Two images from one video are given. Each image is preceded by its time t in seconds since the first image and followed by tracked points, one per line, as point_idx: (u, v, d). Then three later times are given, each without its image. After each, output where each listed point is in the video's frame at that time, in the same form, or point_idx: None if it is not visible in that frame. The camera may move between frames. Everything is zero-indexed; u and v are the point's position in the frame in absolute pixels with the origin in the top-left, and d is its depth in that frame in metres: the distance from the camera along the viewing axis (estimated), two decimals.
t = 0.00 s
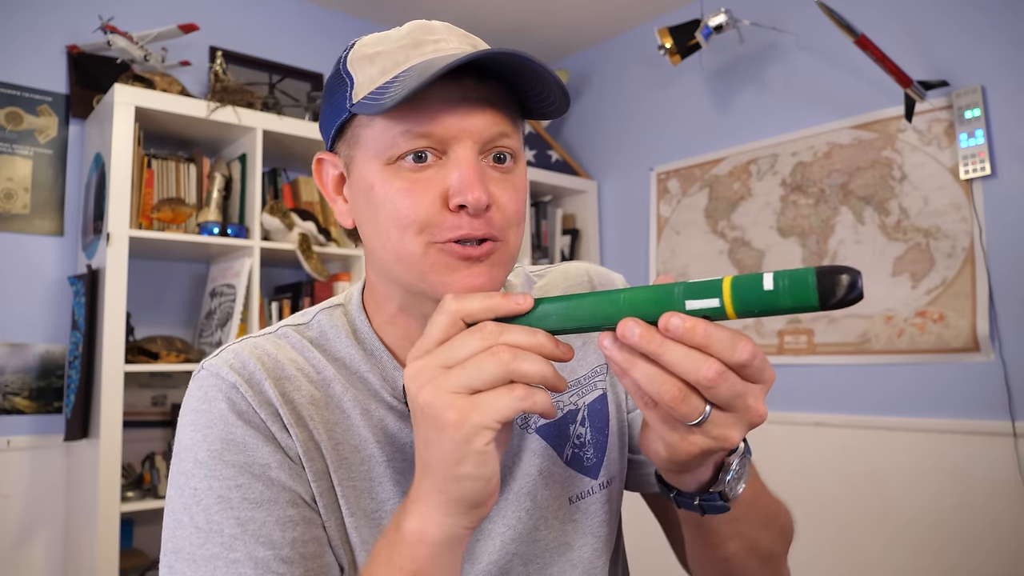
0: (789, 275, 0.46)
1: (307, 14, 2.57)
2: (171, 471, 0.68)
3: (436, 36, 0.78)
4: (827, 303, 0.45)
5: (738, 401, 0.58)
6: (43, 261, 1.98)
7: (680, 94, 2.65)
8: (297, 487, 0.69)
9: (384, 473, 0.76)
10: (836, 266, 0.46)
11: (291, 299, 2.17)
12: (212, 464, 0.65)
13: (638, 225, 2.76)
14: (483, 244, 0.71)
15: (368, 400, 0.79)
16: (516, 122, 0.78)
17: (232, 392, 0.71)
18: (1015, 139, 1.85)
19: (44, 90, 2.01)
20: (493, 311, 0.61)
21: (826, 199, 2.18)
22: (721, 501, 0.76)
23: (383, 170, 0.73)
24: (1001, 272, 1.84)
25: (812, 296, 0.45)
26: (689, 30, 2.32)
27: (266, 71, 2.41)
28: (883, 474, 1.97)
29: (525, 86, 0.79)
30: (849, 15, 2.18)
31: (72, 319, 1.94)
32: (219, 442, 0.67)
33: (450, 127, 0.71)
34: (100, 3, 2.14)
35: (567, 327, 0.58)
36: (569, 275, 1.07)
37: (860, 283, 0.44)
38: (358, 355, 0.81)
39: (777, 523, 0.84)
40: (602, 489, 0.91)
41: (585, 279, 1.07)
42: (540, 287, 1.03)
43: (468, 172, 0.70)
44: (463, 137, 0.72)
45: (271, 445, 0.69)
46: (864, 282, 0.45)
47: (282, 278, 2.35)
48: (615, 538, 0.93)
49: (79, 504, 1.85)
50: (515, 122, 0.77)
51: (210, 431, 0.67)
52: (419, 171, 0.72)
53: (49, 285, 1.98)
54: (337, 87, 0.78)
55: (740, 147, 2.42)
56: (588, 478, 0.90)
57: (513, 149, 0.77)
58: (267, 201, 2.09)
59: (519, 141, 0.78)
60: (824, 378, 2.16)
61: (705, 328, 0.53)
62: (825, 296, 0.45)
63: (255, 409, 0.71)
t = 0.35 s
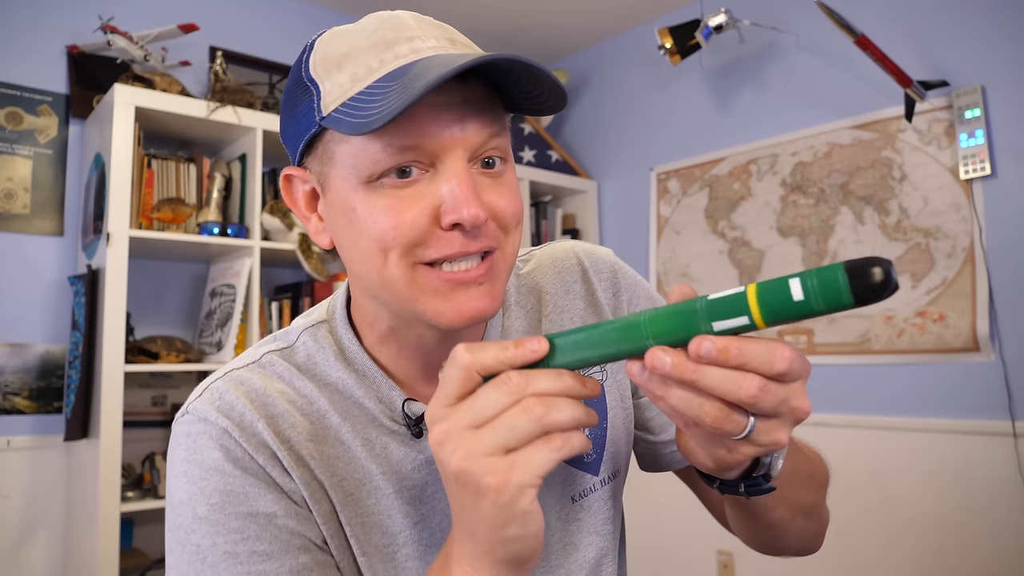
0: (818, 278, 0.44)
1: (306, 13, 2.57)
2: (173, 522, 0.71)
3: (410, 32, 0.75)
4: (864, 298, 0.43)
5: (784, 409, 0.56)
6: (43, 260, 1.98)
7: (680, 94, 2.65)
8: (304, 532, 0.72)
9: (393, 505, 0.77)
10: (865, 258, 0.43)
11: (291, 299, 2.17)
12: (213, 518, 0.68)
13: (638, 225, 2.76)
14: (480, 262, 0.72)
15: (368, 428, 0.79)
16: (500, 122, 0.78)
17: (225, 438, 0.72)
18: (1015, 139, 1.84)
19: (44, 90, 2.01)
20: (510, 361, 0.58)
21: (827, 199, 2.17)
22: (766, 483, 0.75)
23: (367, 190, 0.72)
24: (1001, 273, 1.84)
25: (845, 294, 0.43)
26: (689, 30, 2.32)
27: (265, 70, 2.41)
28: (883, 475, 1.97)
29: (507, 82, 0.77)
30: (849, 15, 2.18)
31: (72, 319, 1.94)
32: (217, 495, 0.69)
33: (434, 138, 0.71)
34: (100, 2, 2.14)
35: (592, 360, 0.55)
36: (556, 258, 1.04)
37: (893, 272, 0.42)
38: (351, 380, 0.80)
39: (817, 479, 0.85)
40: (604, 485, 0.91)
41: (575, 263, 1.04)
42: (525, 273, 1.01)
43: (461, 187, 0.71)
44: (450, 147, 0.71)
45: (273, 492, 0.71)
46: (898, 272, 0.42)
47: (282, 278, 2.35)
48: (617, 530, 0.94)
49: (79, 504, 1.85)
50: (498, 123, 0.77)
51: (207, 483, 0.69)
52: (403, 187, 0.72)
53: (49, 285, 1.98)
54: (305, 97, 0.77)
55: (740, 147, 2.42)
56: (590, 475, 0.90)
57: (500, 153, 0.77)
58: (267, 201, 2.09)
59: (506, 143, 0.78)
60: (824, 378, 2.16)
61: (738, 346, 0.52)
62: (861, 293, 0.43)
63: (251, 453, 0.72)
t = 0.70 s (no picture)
0: (839, 296, 0.43)
1: (306, 13, 2.57)
2: (164, 544, 0.73)
3: (416, 19, 0.74)
4: (890, 313, 0.42)
5: (806, 428, 0.56)
6: (43, 260, 1.98)
7: (680, 94, 2.65)
8: (297, 553, 0.73)
9: (389, 523, 0.77)
10: (887, 271, 0.43)
11: (291, 299, 2.17)
12: (204, 543, 0.70)
13: (638, 225, 2.76)
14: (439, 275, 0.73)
15: (361, 444, 0.79)
16: (499, 126, 0.77)
17: (212, 459, 0.73)
18: (1015, 139, 1.84)
19: (44, 90, 2.01)
20: (519, 398, 0.59)
21: (827, 200, 2.17)
22: (783, 495, 0.75)
23: (342, 174, 0.75)
24: (1001, 273, 1.84)
25: (869, 312, 0.43)
26: (689, 30, 2.32)
27: (265, 70, 2.41)
28: (884, 475, 1.97)
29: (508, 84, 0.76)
30: (849, 14, 2.18)
31: (72, 319, 1.94)
32: (207, 520, 0.70)
33: (413, 128, 0.72)
34: (100, 2, 2.14)
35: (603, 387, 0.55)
36: (556, 261, 1.05)
37: (915, 283, 0.42)
38: (343, 393, 0.80)
39: (831, 482, 0.87)
40: (606, 496, 0.90)
41: (576, 267, 1.05)
42: (524, 275, 1.02)
43: (429, 183, 0.72)
44: (428, 141, 0.73)
45: (264, 514, 0.73)
46: (921, 283, 0.42)
47: (282, 278, 2.35)
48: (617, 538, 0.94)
49: (79, 505, 1.86)
50: (493, 127, 0.76)
51: (196, 507, 0.71)
52: (377, 176, 0.74)
53: (49, 286, 1.98)
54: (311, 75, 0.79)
55: (740, 148, 2.42)
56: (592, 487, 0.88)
57: (493, 157, 0.78)
58: (267, 201, 2.09)
59: (503, 148, 0.78)
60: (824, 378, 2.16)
61: (758, 369, 0.51)
62: (884, 309, 0.42)
63: (239, 474, 0.73)
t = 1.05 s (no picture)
0: (834, 291, 0.43)
1: (306, 13, 2.57)
2: (165, 538, 0.73)
3: (423, 22, 0.74)
4: (887, 310, 0.42)
5: (804, 424, 0.56)
6: (43, 260, 1.98)
7: (680, 94, 2.65)
8: (297, 549, 0.73)
9: (388, 521, 0.77)
10: (883, 268, 0.43)
11: (291, 300, 2.17)
12: (205, 537, 0.70)
13: (638, 225, 2.76)
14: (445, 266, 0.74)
15: (361, 441, 0.79)
16: (503, 129, 0.77)
17: (214, 454, 0.73)
18: (1015, 139, 1.84)
19: (44, 90, 2.01)
20: (519, 395, 0.59)
21: (827, 199, 2.17)
22: (781, 494, 0.76)
23: (348, 174, 0.75)
24: (1001, 273, 1.84)
25: (866, 309, 0.43)
26: (689, 30, 2.32)
27: (266, 70, 2.41)
28: (884, 474, 1.97)
29: (512, 87, 0.75)
30: (849, 15, 2.18)
31: (72, 319, 1.94)
32: (207, 514, 0.70)
33: (417, 131, 0.72)
34: (100, 2, 2.14)
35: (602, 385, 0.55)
36: (557, 263, 1.05)
37: (912, 281, 0.42)
38: (344, 391, 0.80)
39: (829, 484, 0.86)
40: (603, 497, 0.90)
41: (577, 269, 1.05)
42: (525, 276, 1.02)
43: (435, 185, 0.72)
44: (433, 143, 0.73)
45: (265, 509, 0.72)
46: (919, 282, 0.42)
47: (282, 278, 2.35)
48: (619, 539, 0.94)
49: (79, 505, 1.85)
50: (497, 130, 0.76)
51: (197, 501, 0.71)
52: (383, 178, 0.74)
53: (49, 285, 1.98)
54: (317, 76, 0.79)
55: (740, 147, 2.42)
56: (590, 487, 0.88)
57: (497, 159, 0.77)
58: (267, 201, 2.09)
59: (507, 151, 0.78)
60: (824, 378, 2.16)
61: (756, 366, 0.51)
62: (881, 306, 0.42)
63: (241, 470, 0.73)
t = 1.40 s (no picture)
0: (836, 296, 0.43)
1: (306, 13, 2.57)
2: (165, 527, 0.73)
3: (426, 21, 0.75)
4: (887, 317, 0.42)
5: (801, 429, 0.56)
6: (43, 260, 1.98)
7: (680, 94, 2.65)
8: (293, 541, 0.72)
9: (386, 515, 0.77)
10: (884, 274, 0.43)
11: (291, 300, 2.17)
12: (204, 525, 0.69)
13: (638, 226, 2.76)
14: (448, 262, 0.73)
15: (362, 436, 0.79)
16: (504, 126, 0.77)
17: (217, 445, 0.73)
18: (1015, 139, 1.84)
19: (44, 90, 2.01)
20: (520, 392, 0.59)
21: (826, 199, 2.17)
22: (775, 500, 0.75)
23: (351, 171, 0.75)
24: (1002, 273, 1.84)
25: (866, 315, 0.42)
26: (689, 30, 2.32)
27: (266, 70, 2.41)
28: (884, 475, 1.97)
29: (513, 83, 0.76)
30: (849, 15, 2.18)
31: (72, 319, 1.94)
32: (207, 502, 0.70)
33: (420, 127, 0.73)
34: (100, 2, 2.14)
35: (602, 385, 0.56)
36: (559, 267, 1.05)
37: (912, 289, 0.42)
38: (346, 385, 0.80)
39: (823, 492, 0.86)
40: (603, 499, 0.90)
41: (579, 274, 1.05)
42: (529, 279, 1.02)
43: (436, 180, 0.72)
44: (435, 138, 0.73)
45: (263, 500, 0.72)
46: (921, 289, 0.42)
47: (282, 278, 2.35)
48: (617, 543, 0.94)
49: (79, 505, 1.85)
50: (499, 126, 0.77)
51: (197, 490, 0.71)
52: (385, 174, 0.74)
53: (49, 285, 1.98)
54: (321, 76, 0.79)
55: (740, 148, 2.42)
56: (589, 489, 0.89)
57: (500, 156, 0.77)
58: (267, 201, 2.09)
59: (510, 148, 0.78)
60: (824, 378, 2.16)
61: (757, 369, 0.51)
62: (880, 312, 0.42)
63: (241, 459, 0.73)
